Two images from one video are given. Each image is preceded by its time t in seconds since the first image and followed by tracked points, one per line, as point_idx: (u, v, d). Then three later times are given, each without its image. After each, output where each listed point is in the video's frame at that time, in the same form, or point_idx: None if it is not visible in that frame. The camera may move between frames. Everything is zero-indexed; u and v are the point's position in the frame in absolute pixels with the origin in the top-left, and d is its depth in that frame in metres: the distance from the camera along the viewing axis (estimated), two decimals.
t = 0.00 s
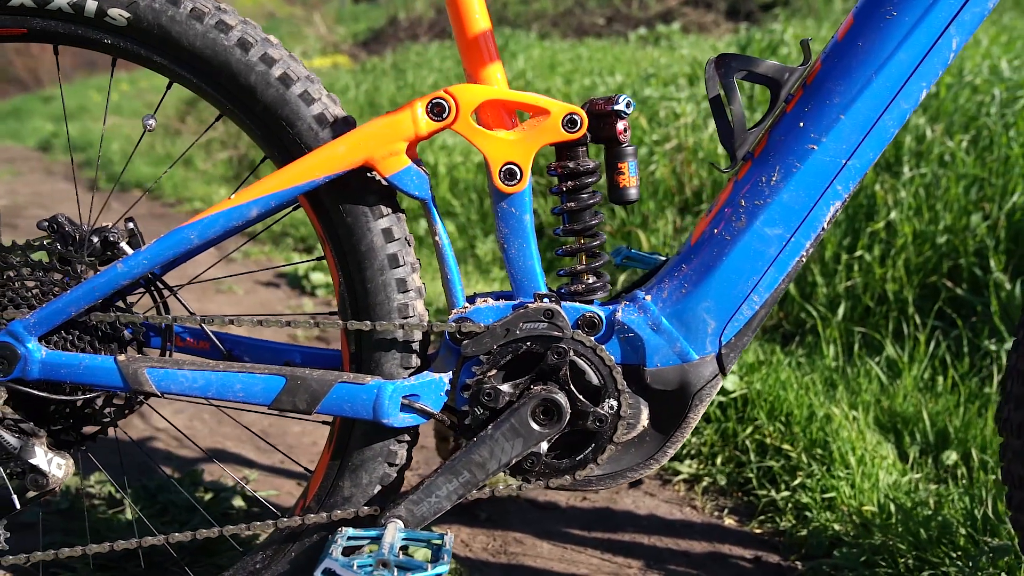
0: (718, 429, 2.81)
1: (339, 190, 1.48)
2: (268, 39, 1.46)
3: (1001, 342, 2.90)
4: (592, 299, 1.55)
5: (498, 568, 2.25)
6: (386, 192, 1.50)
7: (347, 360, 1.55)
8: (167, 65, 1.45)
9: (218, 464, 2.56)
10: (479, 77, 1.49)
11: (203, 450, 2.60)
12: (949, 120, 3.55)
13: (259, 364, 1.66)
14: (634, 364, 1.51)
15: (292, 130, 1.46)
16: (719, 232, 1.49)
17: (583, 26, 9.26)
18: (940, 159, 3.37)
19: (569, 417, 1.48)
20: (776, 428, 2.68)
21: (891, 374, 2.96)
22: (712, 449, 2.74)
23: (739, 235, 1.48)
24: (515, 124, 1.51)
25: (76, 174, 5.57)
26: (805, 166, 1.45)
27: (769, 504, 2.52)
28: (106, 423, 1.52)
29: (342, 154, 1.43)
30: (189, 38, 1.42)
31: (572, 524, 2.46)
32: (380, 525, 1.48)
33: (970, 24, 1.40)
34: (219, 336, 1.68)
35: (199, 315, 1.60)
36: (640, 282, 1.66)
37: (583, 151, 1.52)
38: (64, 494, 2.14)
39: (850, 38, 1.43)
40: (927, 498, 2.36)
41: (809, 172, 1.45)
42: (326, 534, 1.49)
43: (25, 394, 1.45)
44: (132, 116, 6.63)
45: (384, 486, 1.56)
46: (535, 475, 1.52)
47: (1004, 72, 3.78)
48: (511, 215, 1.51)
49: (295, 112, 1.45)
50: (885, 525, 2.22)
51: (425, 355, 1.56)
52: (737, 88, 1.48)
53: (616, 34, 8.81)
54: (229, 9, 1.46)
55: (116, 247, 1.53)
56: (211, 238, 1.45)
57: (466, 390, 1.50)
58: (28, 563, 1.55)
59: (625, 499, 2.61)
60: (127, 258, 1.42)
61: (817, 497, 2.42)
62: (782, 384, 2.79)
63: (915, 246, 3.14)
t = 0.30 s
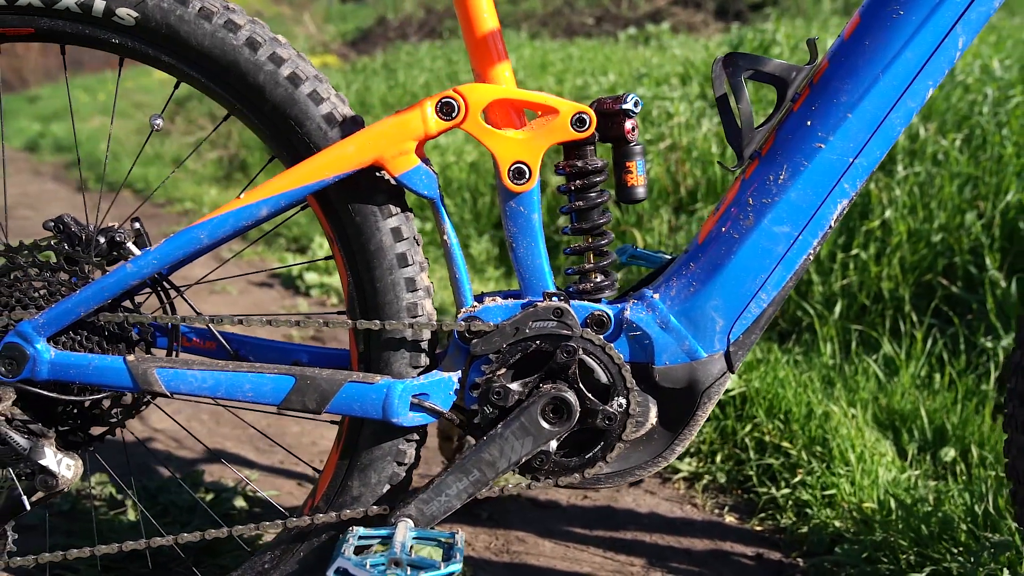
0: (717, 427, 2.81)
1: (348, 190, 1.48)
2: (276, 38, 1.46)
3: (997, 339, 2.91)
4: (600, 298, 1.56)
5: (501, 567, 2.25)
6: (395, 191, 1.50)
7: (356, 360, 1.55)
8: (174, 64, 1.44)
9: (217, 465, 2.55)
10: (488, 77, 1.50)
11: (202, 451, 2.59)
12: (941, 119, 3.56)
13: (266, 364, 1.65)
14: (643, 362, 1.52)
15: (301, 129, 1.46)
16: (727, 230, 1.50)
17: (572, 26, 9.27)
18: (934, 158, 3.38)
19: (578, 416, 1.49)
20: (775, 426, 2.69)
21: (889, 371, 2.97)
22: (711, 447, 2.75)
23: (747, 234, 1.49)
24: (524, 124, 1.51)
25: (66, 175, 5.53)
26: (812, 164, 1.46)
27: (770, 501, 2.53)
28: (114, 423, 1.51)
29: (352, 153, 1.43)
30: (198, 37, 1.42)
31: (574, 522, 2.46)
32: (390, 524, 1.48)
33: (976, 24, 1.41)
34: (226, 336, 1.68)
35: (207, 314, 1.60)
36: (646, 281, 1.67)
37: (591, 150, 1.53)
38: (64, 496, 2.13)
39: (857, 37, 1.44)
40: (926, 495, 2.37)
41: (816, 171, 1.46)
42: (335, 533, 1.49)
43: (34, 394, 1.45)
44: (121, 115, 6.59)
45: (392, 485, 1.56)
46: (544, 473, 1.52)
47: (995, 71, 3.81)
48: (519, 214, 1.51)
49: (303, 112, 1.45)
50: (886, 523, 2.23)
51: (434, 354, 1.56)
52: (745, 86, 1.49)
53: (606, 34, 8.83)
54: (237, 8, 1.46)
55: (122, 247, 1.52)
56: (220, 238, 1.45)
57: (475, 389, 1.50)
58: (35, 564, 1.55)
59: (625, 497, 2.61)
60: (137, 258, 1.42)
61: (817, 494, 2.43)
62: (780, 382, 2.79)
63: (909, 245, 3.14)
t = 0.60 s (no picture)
0: (714, 425, 2.83)
1: (355, 189, 1.48)
2: (283, 38, 1.46)
3: (992, 337, 2.92)
4: (606, 296, 1.57)
5: (502, 566, 2.25)
6: (402, 191, 1.50)
7: (363, 359, 1.55)
8: (181, 64, 1.44)
9: (214, 466, 2.53)
10: (495, 76, 1.50)
11: (199, 452, 2.58)
12: (933, 118, 3.59)
13: (271, 364, 1.65)
14: (649, 361, 1.52)
15: (308, 129, 1.46)
16: (733, 229, 1.51)
17: (561, 26, 9.27)
18: (925, 157, 3.40)
19: (585, 415, 1.49)
20: (772, 424, 2.70)
21: (884, 369, 2.98)
22: (708, 446, 2.76)
23: (753, 233, 1.49)
24: (531, 123, 1.52)
25: (54, 175, 5.49)
26: (818, 163, 1.47)
27: (768, 499, 2.54)
28: (120, 424, 1.50)
29: (360, 153, 1.43)
30: (204, 37, 1.41)
31: (574, 521, 2.46)
32: (398, 524, 1.48)
33: (980, 24, 1.42)
34: (231, 336, 1.68)
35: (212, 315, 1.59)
36: (651, 280, 1.67)
37: (598, 149, 1.53)
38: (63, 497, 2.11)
39: (862, 37, 1.45)
40: (924, 492, 2.38)
41: (822, 170, 1.47)
42: (343, 532, 1.49)
43: (40, 394, 1.44)
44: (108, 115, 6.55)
45: (399, 485, 1.55)
46: (551, 472, 1.52)
47: (985, 71, 3.83)
48: (526, 213, 1.51)
49: (311, 111, 1.45)
50: (884, 520, 2.24)
51: (441, 353, 1.56)
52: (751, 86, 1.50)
53: (594, 34, 8.83)
54: (243, 7, 1.46)
55: (126, 247, 1.51)
56: (228, 238, 1.45)
57: (483, 389, 1.51)
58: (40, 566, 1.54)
59: (624, 496, 2.62)
60: (144, 258, 1.42)
61: (815, 492, 2.44)
62: (777, 380, 2.81)
63: (902, 243, 3.16)
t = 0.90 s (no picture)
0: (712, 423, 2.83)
1: (363, 188, 1.48)
2: (291, 36, 1.45)
3: (986, 334, 2.94)
4: (614, 295, 1.57)
5: (503, 565, 2.25)
6: (410, 189, 1.50)
7: (371, 358, 1.55)
8: (188, 63, 1.43)
9: (211, 466, 2.51)
10: (503, 75, 1.50)
11: (196, 453, 2.56)
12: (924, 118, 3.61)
13: (277, 364, 1.64)
14: (657, 359, 1.53)
15: (316, 128, 1.45)
16: (740, 227, 1.51)
17: (549, 26, 9.27)
18: (918, 156, 3.42)
19: (594, 413, 1.49)
20: (769, 422, 2.71)
21: (880, 367, 2.99)
22: (706, 444, 2.77)
23: (760, 231, 1.50)
24: (538, 122, 1.52)
25: (42, 175, 5.44)
26: (825, 162, 1.48)
27: (767, 496, 2.54)
28: (126, 424, 1.50)
29: (368, 152, 1.43)
30: (212, 35, 1.41)
31: (574, 520, 2.46)
32: (407, 522, 1.48)
33: (985, 23, 1.43)
34: (237, 335, 1.67)
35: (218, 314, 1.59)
36: (657, 278, 1.68)
37: (604, 148, 1.54)
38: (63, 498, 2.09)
39: (867, 36, 1.46)
40: (922, 488, 2.39)
41: (829, 168, 1.48)
42: (352, 531, 1.49)
43: (48, 394, 1.43)
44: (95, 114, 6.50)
45: (407, 483, 1.55)
46: (560, 470, 1.53)
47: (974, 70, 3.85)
48: (534, 212, 1.51)
49: (319, 109, 1.44)
50: (883, 517, 2.24)
51: (449, 352, 1.56)
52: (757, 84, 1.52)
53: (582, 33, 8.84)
54: (250, 6, 1.45)
55: (132, 246, 1.50)
56: (236, 237, 1.44)
57: (491, 387, 1.51)
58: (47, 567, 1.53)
59: (623, 494, 2.62)
60: (152, 257, 1.41)
61: (814, 489, 2.44)
62: (774, 379, 2.82)
63: (895, 242, 3.17)
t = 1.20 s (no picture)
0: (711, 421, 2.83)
1: (374, 187, 1.47)
2: (301, 35, 1.45)
3: (983, 332, 2.94)
4: (624, 293, 1.57)
5: (507, 563, 2.25)
6: (420, 188, 1.50)
7: (382, 358, 1.54)
8: (198, 61, 1.43)
9: (211, 467, 2.49)
10: (513, 73, 1.50)
11: (196, 453, 2.54)
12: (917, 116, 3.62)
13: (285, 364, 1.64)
14: (668, 357, 1.53)
15: (327, 126, 1.45)
16: (750, 225, 1.52)
17: (538, 25, 9.26)
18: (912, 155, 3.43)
19: (605, 411, 1.49)
20: (769, 419, 2.71)
21: (878, 364, 3.00)
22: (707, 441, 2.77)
23: (771, 228, 1.51)
24: (549, 120, 1.52)
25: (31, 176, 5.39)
26: (835, 159, 1.48)
27: (768, 494, 2.54)
28: (137, 425, 1.50)
29: (380, 150, 1.42)
30: (222, 33, 1.40)
31: (576, 519, 2.46)
32: (420, 522, 1.48)
33: (994, 20, 1.44)
34: (244, 335, 1.66)
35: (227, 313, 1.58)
36: (666, 276, 1.68)
37: (614, 146, 1.54)
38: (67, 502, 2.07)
39: (877, 34, 1.46)
40: (922, 485, 2.40)
41: (839, 166, 1.48)
42: (364, 531, 1.49)
43: (59, 395, 1.43)
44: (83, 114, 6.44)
45: (418, 483, 1.55)
46: (571, 468, 1.53)
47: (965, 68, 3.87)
48: (544, 210, 1.51)
49: (330, 108, 1.44)
50: (885, 514, 2.25)
51: (459, 351, 1.56)
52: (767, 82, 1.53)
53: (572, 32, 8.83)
54: (260, 4, 1.45)
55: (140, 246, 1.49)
56: (248, 236, 1.44)
57: (503, 386, 1.51)
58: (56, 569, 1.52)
59: (625, 492, 2.61)
60: (164, 257, 1.41)
61: (815, 486, 2.45)
62: (773, 376, 2.82)
63: (891, 240, 3.18)
